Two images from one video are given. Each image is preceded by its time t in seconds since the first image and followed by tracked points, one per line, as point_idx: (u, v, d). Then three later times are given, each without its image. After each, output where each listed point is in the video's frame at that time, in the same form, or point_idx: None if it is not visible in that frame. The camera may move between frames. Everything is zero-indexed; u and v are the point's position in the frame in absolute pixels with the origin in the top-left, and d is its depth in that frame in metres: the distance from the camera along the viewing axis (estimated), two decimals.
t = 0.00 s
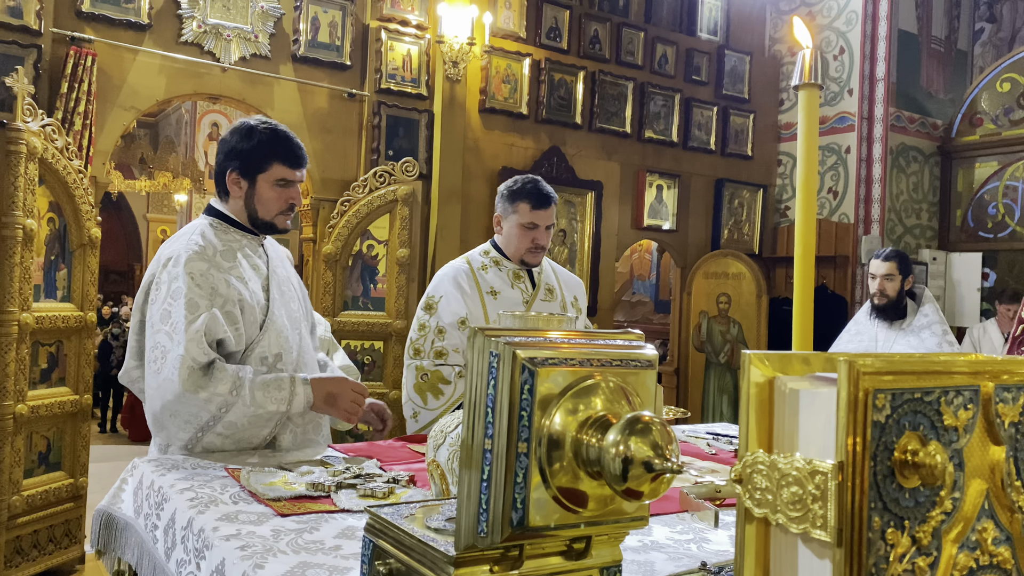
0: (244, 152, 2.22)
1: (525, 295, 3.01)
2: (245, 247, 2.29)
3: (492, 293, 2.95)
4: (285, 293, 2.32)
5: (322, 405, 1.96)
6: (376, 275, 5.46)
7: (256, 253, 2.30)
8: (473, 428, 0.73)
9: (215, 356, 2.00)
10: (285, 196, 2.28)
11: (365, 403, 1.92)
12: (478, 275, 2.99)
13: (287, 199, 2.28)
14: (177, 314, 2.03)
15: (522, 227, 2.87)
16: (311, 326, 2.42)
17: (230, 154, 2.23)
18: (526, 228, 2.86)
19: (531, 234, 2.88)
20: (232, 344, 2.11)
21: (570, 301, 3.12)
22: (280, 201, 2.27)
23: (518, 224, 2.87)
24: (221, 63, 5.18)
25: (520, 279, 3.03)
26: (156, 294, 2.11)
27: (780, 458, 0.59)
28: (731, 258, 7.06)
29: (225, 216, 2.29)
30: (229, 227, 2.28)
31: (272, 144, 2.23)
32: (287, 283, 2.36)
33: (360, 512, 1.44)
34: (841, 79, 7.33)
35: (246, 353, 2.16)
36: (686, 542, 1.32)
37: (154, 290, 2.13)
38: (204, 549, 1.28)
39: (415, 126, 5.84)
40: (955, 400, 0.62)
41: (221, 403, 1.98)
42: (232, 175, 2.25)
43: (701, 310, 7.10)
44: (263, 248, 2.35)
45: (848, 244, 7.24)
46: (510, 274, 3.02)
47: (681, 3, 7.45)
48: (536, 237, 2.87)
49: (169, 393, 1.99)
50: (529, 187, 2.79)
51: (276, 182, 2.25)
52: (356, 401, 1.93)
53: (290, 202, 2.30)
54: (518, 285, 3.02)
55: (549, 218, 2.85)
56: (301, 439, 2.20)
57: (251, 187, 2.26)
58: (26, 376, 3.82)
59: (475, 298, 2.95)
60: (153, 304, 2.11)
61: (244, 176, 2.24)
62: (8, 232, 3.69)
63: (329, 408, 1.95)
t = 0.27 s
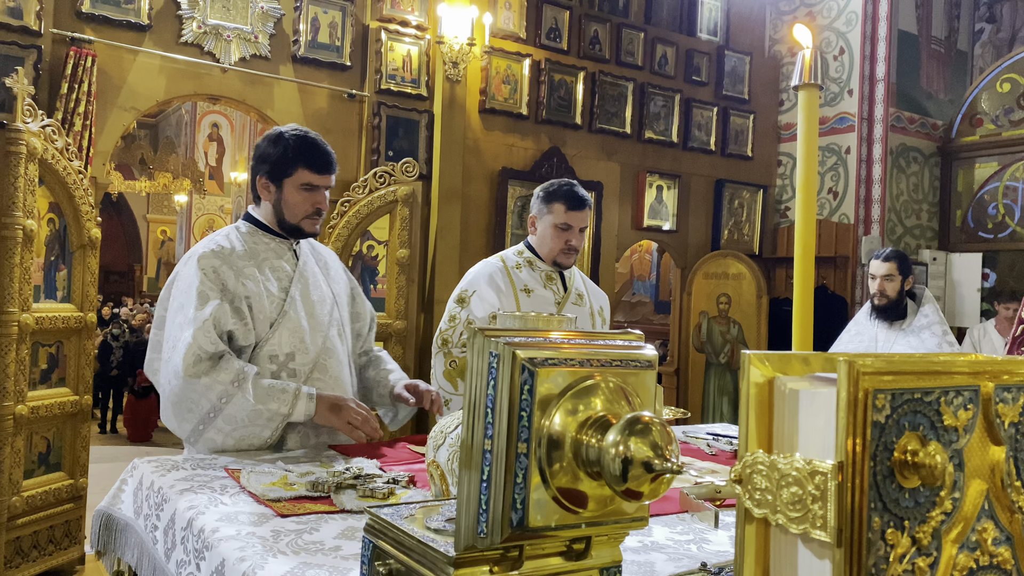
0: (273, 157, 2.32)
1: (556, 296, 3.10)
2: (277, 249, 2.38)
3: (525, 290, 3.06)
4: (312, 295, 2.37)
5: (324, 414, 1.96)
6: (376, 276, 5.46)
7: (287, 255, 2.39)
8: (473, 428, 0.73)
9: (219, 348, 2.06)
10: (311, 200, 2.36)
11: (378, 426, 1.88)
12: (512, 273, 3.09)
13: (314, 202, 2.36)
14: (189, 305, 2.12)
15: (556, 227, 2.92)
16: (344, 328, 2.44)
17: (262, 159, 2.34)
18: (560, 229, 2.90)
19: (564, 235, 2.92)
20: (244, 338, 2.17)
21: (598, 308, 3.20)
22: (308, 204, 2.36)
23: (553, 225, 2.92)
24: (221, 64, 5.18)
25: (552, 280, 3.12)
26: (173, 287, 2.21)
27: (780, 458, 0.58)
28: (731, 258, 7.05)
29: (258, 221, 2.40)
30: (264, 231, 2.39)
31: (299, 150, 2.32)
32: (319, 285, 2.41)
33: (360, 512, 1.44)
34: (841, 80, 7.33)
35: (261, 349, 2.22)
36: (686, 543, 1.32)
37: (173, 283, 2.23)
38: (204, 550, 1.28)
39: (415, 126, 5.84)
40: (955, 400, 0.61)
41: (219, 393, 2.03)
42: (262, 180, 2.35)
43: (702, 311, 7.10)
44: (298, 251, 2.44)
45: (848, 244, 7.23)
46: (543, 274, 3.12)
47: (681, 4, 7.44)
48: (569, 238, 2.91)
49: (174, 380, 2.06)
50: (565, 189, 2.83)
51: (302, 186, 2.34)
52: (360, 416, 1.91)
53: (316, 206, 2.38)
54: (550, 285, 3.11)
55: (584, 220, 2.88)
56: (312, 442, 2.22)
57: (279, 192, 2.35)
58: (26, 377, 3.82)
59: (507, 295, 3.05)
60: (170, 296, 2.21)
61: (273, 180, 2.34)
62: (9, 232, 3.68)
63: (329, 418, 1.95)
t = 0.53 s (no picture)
0: (317, 158, 2.35)
1: (571, 296, 3.09)
2: (316, 249, 2.43)
3: (541, 289, 3.06)
4: (342, 296, 2.39)
5: (307, 423, 1.99)
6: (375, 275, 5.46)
7: (325, 255, 2.42)
8: (473, 428, 0.73)
9: (225, 336, 2.14)
10: (352, 201, 2.37)
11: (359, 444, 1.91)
12: (528, 271, 3.11)
13: (354, 204, 2.37)
14: (211, 293, 2.23)
15: (571, 225, 2.92)
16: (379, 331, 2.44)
17: (309, 160, 2.39)
18: (575, 227, 2.90)
19: (579, 234, 2.92)
20: (260, 331, 2.23)
21: (616, 310, 3.16)
22: (349, 204, 2.37)
23: (568, 223, 2.92)
24: (221, 64, 5.17)
25: (569, 280, 3.11)
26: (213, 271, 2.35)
27: (781, 458, 0.58)
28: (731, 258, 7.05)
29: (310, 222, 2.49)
30: (309, 233, 2.45)
31: (342, 152, 2.33)
32: (356, 286, 2.42)
33: (360, 513, 1.44)
34: (841, 80, 7.33)
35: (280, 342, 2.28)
36: (686, 543, 1.31)
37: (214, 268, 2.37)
38: (204, 550, 1.28)
39: (414, 126, 5.84)
40: (956, 400, 0.61)
41: (214, 377, 2.12)
42: (309, 181, 2.41)
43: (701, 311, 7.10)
44: (342, 252, 2.47)
45: (848, 244, 7.23)
46: (559, 274, 3.11)
47: (680, 4, 7.44)
48: (584, 236, 2.90)
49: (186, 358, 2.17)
50: (582, 187, 2.83)
51: (343, 187, 2.35)
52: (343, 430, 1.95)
53: (358, 207, 2.39)
54: (566, 285, 3.10)
55: (599, 219, 2.87)
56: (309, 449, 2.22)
57: (324, 192, 2.38)
58: (25, 377, 3.82)
59: (523, 294, 3.05)
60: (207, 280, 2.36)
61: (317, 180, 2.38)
62: (8, 232, 3.68)
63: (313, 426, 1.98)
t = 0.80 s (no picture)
0: (348, 162, 2.25)
1: (567, 294, 3.11)
2: (344, 250, 2.35)
3: (538, 288, 3.06)
4: (362, 297, 2.31)
5: (304, 416, 1.98)
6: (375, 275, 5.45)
7: (352, 257, 2.34)
8: (474, 427, 0.72)
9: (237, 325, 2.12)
10: (382, 206, 2.26)
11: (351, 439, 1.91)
12: (524, 271, 3.09)
13: (385, 210, 2.26)
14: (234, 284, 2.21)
15: (563, 222, 2.91)
16: (400, 336, 2.35)
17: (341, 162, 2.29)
18: (567, 223, 2.90)
19: (570, 230, 2.91)
20: (276, 325, 2.19)
21: (608, 306, 3.20)
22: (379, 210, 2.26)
23: (559, 220, 2.91)
24: (220, 63, 5.17)
25: (563, 278, 3.12)
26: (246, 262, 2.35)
27: (782, 457, 0.58)
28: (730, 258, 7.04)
29: (342, 223, 2.40)
30: (340, 234, 2.37)
31: (374, 157, 2.21)
32: (379, 288, 2.33)
33: (360, 512, 1.44)
34: (841, 79, 7.34)
35: (296, 337, 2.22)
36: (686, 542, 1.31)
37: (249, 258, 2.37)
38: (203, 550, 1.27)
39: (414, 126, 5.84)
40: (957, 399, 0.61)
41: (224, 364, 2.10)
42: (342, 184, 2.31)
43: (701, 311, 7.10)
44: (372, 255, 2.38)
45: (848, 244, 7.24)
46: (554, 272, 3.11)
47: (680, 3, 7.44)
48: (576, 232, 2.90)
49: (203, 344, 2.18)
50: (571, 183, 2.82)
51: (373, 192, 2.24)
52: (339, 425, 1.94)
53: (388, 213, 2.27)
54: (561, 284, 3.11)
55: (590, 214, 2.87)
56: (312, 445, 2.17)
57: (355, 196, 2.28)
58: (25, 377, 3.81)
59: (521, 293, 3.04)
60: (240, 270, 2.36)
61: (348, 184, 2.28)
62: (8, 232, 3.68)
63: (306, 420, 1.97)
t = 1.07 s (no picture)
0: (355, 164, 2.25)
1: (561, 293, 3.11)
2: (350, 249, 2.35)
3: (533, 288, 3.05)
4: (366, 296, 2.31)
5: (305, 407, 1.96)
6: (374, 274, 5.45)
7: (357, 256, 2.34)
8: (473, 426, 0.72)
9: (239, 321, 2.13)
10: (389, 206, 2.26)
11: (350, 428, 1.90)
12: (517, 272, 3.08)
13: (393, 209, 2.26)
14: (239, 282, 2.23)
15: (553, 220, 2.90)
16: (404, 336, 2.34)
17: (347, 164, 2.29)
18: (557, 221, 2.88)
19: (562, 228, 2.90)
20: (278, 322, 2.19)
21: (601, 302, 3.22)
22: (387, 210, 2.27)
23: (549, 217, 2.90)
24: (220, 63, 5.17)
25: (556, 277, 3.12)
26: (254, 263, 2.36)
27: (783, 456, 0.58)
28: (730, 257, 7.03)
29: (351, 224, 2.41)
30: (348, 234, 2.38)
31: (381, 157, 2.22)
32: (384, 288, 2.33)
33: (360, 512, 1.43)
34: (841, 79, 7.34)
35: (299, 335, 2.22)
36: (686, 541, 1.31)
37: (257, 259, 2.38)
38: (203, 549, 1.27)
39: (414, 125, 5.84)
40: (959, 397, 0.61)
41: (225, 359, 2.11)
42: (349, 185, 2.31)
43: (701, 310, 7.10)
44: (378, 255, 2.38)
45: (847, 243, 7.25)
46: (546, 272, 3.11)
47: (680, 3, 7.44)
48: (567, 230, 2.88)
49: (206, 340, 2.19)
50: (559, 180, 2.80)
51: (381, 191, 2.24)
52: (337, 415, 1.92)
53: (395, 212, 2.27)
54: (554, 283, 3.11)
55: (580, 211, 2.86)
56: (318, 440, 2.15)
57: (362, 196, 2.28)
58: (24, 376, 3.81)
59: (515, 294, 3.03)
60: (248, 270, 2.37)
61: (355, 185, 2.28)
62: (8, 231, 3.67)
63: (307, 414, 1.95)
